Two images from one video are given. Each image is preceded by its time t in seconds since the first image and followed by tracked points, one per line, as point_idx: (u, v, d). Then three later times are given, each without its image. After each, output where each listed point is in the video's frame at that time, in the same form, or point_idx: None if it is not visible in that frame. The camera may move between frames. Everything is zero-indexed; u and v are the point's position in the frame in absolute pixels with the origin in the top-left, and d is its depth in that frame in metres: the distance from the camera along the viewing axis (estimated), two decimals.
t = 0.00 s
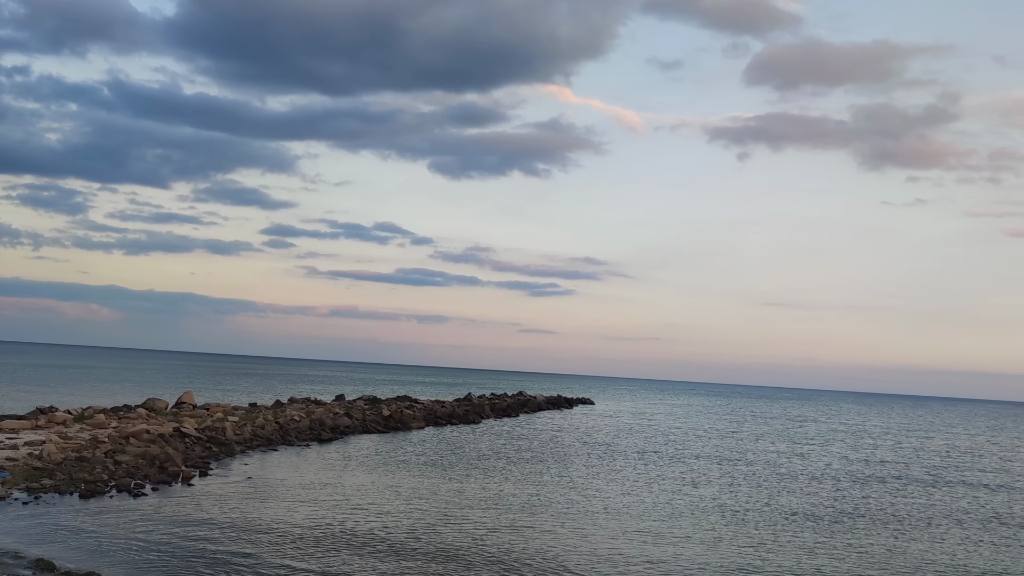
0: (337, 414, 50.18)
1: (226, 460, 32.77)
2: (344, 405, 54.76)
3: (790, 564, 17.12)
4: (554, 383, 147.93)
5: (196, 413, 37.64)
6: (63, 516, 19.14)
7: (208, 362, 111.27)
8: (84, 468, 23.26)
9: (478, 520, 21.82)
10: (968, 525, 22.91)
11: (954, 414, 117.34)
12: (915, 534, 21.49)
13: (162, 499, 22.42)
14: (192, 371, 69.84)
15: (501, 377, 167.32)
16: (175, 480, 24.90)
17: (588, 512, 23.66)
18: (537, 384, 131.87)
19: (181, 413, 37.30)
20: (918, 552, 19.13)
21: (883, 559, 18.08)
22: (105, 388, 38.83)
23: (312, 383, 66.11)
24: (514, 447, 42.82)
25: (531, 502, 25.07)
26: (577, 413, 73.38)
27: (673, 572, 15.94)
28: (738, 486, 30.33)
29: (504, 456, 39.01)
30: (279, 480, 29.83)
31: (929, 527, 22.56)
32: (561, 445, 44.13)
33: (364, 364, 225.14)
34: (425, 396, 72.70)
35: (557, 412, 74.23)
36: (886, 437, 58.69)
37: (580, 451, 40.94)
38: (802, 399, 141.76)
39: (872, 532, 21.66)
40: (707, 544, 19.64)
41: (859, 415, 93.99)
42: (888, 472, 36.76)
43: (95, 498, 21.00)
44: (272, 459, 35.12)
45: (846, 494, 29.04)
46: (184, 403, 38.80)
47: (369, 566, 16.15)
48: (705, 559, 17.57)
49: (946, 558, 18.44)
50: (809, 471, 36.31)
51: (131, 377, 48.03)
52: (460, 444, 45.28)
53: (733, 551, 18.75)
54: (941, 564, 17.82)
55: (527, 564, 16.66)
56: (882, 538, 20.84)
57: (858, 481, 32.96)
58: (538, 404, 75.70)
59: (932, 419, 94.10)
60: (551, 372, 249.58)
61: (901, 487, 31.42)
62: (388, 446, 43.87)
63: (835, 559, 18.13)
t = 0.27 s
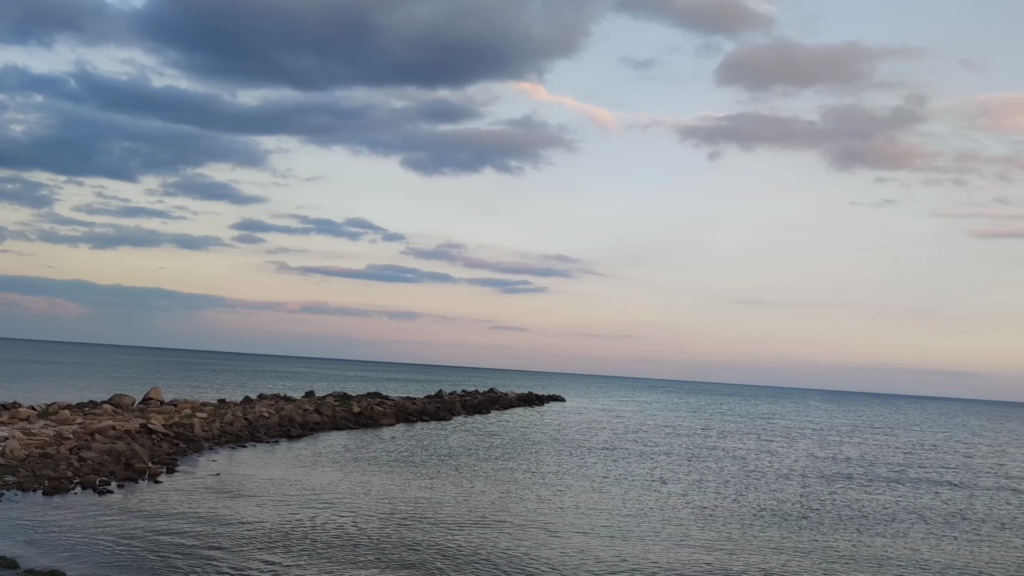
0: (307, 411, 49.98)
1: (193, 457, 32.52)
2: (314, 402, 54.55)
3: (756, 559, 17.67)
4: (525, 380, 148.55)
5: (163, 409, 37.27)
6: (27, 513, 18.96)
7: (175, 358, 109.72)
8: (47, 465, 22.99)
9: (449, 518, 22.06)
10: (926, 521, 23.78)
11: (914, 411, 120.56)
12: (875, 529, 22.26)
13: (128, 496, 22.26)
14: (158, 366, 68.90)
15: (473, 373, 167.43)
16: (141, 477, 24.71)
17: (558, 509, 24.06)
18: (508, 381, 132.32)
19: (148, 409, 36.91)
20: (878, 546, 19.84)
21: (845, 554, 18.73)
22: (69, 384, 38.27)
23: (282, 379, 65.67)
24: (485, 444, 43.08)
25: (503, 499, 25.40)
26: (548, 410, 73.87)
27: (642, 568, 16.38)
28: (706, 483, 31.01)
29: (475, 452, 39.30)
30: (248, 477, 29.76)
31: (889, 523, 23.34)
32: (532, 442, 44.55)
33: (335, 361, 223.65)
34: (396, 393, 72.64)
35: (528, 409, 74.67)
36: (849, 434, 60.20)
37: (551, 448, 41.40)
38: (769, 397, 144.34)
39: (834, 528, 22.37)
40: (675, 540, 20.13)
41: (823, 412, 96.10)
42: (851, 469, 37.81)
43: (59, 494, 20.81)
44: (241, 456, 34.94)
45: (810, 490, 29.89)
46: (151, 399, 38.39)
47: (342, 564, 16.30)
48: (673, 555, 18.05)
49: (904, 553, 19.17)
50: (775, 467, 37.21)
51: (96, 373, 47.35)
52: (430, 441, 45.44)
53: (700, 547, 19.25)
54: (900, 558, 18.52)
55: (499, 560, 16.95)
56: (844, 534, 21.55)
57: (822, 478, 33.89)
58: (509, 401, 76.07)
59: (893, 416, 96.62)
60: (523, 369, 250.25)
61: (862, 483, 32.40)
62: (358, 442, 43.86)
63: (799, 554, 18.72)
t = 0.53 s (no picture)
0: (278, 407, 49.73)
1: (162, 454, 32.26)
2: (286, 398, 54.25)
3: (723, 555, 18.18)
4: (498, 377, 148.94)
5: (132, 406, 36.86)
6: None
7: (142, 353, 108.14)
8: (12, 462, 22.69)
9: (423, 515, 22.27)
10: (887, 517, 24.57)
11: (878, 409, 123.27)
12: (839, 526, 22.95)
13: (96, 493, 22.07)
14: (126, 362, 67.91)
15: (446, 370, 167.37)
16: (110, 474, 24.50)
17: (530, 506, 24.43)
18: (481, 378, 132.64)
19: (116, 406, 36.48)
20: (840, 542, 20.50)
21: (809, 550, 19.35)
22: (34, 379, 37.65)
23: (253, 375, 65.18)
24: (458, 441, 43.35)
25: (476, 496, 25.66)
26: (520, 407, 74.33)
27: (612, 563, 16.80)
28: (676, 480, 31.60)
29: (448, 449, 39.50)
30: (219, 474, 29.67)
31: (851, 519, 24.08)
32: (505, 438, 44.85)
33: (305, 357, 222.14)
34: (369, 389, 72.50)
35: (500, 406, 75.08)
36: (815, 432, 61.48)
37: (523, 445, 41.76)
38: (738, 394, 146.43)
39: (799, 524, 23.02)
40: (646, 536, 20.59)
41: (790, 409, 97.87)
42: (817, 466, 38.73)
43: (25, 492, 20.59)
44: (211, 452, 34.71)
45: (777, 487, 30.64)
46: (120, 395, 37.93)
47: (315, 561, 16.46)
48: (643, 551, 18.49)
49: (865, 548, 19.84)
50: (743, 464, 38.00)
51: (61, 368, 46.59)
52: (403, 438, 45.54)
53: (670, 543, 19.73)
54: (860, 553, 19.18)
55: (472, 556, 17.27)
56: (808, 530, 22.21)
57: (789, 475, 34.69)
58: (482, 398, 76.41)
59: (858, 414, 98.74)
60: (496, 366, 250.61)
61: (827, 480, 33.25)
62: (330, 439, 43.77)
63: (764, 550, 19.29)
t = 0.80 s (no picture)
0: (252, 404, 49.50)
1: (134, 451, 32.03)
2: (259, 396, 53.96)
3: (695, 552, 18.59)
4: (473, 374, 149.01)
5: (102, 403, 36.51)
6: None
7: (112, 350, 106.57)
8: None
9: (398, 513, 22.41)
10: (851, 514, 25.31)
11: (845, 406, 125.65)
12: (807, 523, 23.54)
13: (66, 490, 21.95)
14: (95, 358, 67.00)
15: (420, 367, 167.01)
16: (80, 472, 24.32)
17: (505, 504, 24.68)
18: (456, 375, 132.79)
19: (86, 402, 36.09)
20: (808, 539, 21.06)
21: (777, 547, 19.83)
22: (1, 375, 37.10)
23: (226, 372, 64.70)
24: (433, 438, 43.53)
25: (451, 494, 25.82)
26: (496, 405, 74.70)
27: (586, 560, 17.11)
28: (649, 478, 32.10)
29: (423, 447, 39.63)
30: (191, 472, 29.52)
31: (819, 515, 24.72)
32: (479, 436, 45.09)
33: (279, 354, 220.25)
34: (343, 387, 72.33)
35: (476, 404, 75.38)
36: (784, 429, 62.60)
37: (498, 442, 42.04)
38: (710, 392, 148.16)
39: (767, 521, 23.65)
40: (619, 533, 20.94)
41: (761, 407, 99.38)
42: (786, 463, 39.55)
43: None
44: (183, 450, 34.53)
45: (746, 484, 31.34)
46: (90, 392, 37.53)
47: (291, 558, 16.65)
48: (617, 548, 18.82)
49: (832, 544, 20.40)
50: (714, 462, 38.68)
51: (29, 364, 45.88)
52: (377, 436, 45.58)
53: (642, 540, 20.11)
54: (827, 549, 19.71)
55: (448, 554, 17.46)
56: (778, 527, 22.73)
57: (759, 472, 35.39)
58: (457, 396, 76.61)
59: (826, 412, 100.61)
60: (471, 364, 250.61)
61: (796, 478, 33.98)
62: (304, 437, 43.68)
63: (735, 546, 19.74)
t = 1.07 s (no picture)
0: (226, 402, 49.20)
1: (106, 449, 31.75)
2: (234, 393, 53.61)
3: (670, 550, 18.88)
4: (450, 372, 149.04)
5: (74, 400, 36.12)
6: None
7: (84, 347, 105.05)
8: None
9: (374, 512, 22.46)
10: (820, 511, 25.91)
11: (818, 404, 127.61)
12: (780, 520, 23.98)
13: (37, 489, 21.78)
14: (66, 355, 66.05)
15: (397, 365, 166.66)
16: (50, 471, 24.10)
17: (481, 501, 24.88)
18: (433, 373, 132.78)
19: (57, 400, 35.67)
20: (781, 536, 21.41)
21: (752, 544, 20.16)
22: None
23: (200, 369, 64.16)
24: (409, 436, 43.60)
25: (427, 492, 25.89)
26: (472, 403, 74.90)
27: (563, 558, 17.30)
28: (624, 475, 32.48)
29: (398, 445, 39.71)
30: (162, 470, 29.34)
31: (792, 514, 25.15)
32: (456, 434, 45.26)
33: (254, 351, 218.31)
34: (319, 384, 72.07)
35: (452, 401, 75.50)
36: (758, 427, 63.53)
37: (474, 440, 42.25)
38: (686, 390, 149.65)
39: (738, 518, 24.15)
40: (595, 531, 21.18)
41: (735, 405, 100.66)
42: (759, 461, 40.22)
43: None
44: (156, 448, 34.27)
45: (718, 482, 31.89)
46: (61, 389, 37.10)
47: (268, 557, 16.75)
48: (594, 547, 18.99)
49: (804, 542, 20.80)
50: (688, 459, 39.23)
51: None
52: (353, 433, 45.57)
53: (618, 538, 20.35)
54: (799, 546, 20.11)
55: (426, 553, 17.56)
56: (751, 525, 23.14)
57: (732, 470, 35.97)
58: (433, 394, 76.69)
59: (799, 410, 102.11)
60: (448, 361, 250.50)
61: (768, 475, 34.59)
62: (279, 435, 43.52)
63: (710, 544, 20.03)
